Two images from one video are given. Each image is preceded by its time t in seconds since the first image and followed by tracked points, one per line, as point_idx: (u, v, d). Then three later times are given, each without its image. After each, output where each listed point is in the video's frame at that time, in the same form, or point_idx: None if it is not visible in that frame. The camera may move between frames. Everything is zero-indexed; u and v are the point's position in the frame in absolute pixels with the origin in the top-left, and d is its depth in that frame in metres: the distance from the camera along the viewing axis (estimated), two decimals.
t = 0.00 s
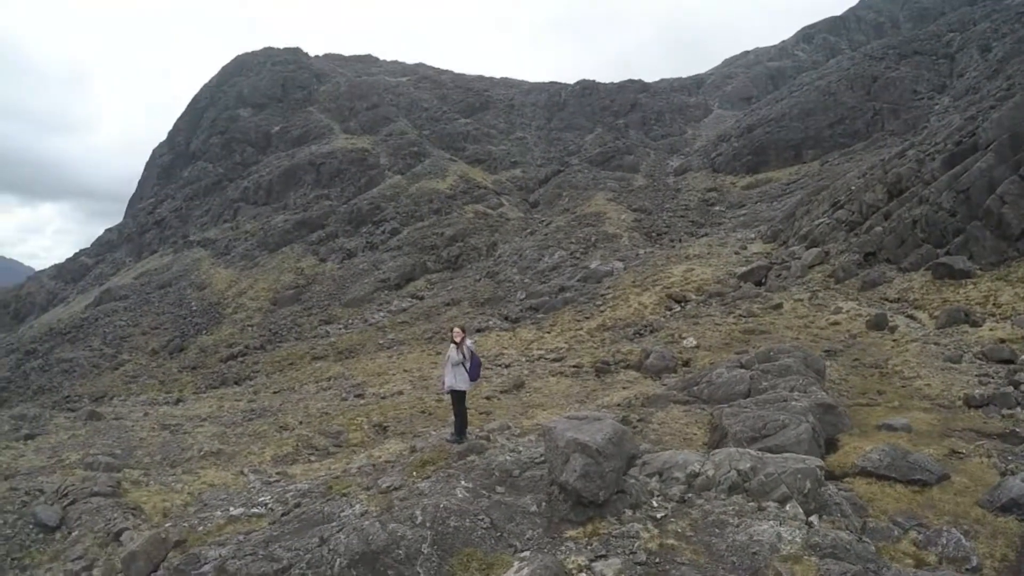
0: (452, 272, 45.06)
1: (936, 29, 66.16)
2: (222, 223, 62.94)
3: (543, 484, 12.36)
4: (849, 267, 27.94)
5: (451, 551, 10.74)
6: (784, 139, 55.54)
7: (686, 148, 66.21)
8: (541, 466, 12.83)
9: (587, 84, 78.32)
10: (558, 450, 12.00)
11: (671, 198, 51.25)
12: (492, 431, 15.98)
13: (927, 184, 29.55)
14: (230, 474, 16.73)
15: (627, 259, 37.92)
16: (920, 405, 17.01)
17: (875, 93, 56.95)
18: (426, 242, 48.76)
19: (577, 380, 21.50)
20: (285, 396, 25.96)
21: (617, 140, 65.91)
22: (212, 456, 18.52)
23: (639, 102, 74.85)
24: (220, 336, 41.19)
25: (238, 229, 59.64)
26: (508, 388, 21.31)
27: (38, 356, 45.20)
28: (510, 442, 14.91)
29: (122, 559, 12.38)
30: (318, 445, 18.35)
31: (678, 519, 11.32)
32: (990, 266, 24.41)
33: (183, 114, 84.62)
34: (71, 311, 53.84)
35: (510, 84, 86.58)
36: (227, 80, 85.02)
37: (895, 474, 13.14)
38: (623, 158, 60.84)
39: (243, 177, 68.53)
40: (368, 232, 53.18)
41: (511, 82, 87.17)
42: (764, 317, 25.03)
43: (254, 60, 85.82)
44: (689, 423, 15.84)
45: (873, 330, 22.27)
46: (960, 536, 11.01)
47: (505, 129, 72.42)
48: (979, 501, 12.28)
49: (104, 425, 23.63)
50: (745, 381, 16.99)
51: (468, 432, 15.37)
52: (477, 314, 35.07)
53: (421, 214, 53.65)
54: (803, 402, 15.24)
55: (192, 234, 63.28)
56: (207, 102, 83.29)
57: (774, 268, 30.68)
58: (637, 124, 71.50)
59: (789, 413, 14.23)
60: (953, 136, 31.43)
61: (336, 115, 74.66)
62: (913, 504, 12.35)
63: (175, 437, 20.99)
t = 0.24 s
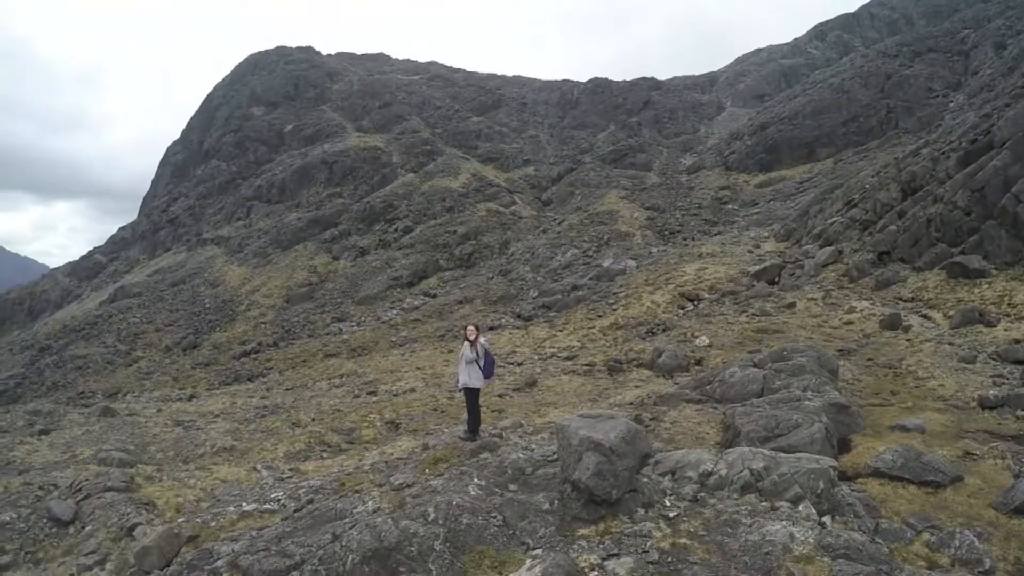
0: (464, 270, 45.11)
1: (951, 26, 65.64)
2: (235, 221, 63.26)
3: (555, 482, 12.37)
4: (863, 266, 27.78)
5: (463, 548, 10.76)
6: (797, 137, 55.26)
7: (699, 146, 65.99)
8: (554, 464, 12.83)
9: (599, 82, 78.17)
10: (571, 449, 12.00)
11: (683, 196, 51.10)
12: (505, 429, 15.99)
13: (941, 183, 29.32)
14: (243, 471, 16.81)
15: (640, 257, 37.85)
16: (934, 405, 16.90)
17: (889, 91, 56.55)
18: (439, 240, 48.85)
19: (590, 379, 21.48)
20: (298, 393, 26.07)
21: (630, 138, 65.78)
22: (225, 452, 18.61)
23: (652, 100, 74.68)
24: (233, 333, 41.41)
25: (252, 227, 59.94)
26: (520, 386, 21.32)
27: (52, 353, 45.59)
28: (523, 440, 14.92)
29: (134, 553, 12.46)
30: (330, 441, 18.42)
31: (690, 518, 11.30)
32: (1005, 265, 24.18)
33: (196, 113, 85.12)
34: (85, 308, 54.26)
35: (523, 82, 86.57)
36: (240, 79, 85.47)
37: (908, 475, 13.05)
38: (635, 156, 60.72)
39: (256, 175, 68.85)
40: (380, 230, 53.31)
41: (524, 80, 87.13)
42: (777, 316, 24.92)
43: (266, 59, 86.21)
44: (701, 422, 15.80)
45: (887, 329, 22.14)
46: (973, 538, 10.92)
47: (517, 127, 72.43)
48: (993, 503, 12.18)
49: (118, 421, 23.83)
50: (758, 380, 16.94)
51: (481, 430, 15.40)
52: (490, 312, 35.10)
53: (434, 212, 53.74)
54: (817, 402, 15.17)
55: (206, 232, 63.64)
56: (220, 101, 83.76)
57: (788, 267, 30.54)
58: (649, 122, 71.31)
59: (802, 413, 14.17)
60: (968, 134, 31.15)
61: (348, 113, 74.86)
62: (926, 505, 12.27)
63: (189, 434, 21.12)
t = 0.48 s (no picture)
0: (473, 267, 45.16)
1: (962, 22, 65.25)
2: (244, 218, 63.49)
3: (563, 479, 12.40)
4: (873, 265, 27.69)
5: (472, 545, 10.79)
6: (806, 135, 55.06)
7: (708, 144, 65.84)
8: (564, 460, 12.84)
9: (608, 79, 78.05)
10: (579, 446, 12.00)
11: (692, 193, 51.00)
12: (514, 426, 16.02)
13: (952, 181, 29.17)
14: (252, 466, 16.88)
15: (649, 254, 37.82)
16: (942, 405, 16.81)
17: (899, 88, 56.24)
18: (448, 237, 48.91)
19: (598, 376, 21.50)
20: (307, 389, 26.17)
21: (639, 135, 65.66)
22: (234, 448, 18.69)
23: (661, 97, 74.54)
24: (242, 330, 41.58)
25: (261, 224, 60.12)
26: (528, 383, 21.35)
27: (63, 349, 45.86)
28: (532, 437, 14.95)
29: (144, 549, 12.52)
30: (339, 437, 18.49)
31: (699, 516, 11.29)
32: (1016, 264, 24.04)
33: (206, 111, 85.42)
34: (95, 305, 54.54)
35: (531, 79, 86.53)
36: (248, 77, 85.70)
37: (916, 475, 12.99)
38: (644, 153, 60.63)
39: (265, 172, 69.07)
40: (389, 227, 53.42)
41: (532, 77, 87.08)
42: (786, 314, 24.86)
43: (275, 56, 86.42)
44: (710, 419, 15.79)
45: (897, 328, 22.05)
46: (980, 538, 10.86)
47: (526, 124, 72.41)
48: (1002, 503, 12.10)
49: (129, 416, 23.98)
50: (767, 378, 16.90)
51: (491, 426, 15.43)
52: (499, 309, 35.13)
53: (443, 209, 53.79)
54: (825, 400, 15.13)
55: (215, 229, 63.88)
56: (229, 99, 84.02)
57: (797, 265, 30.46)
58: (658, 119, 71.17)
59: (811, 411, 14.14)
60: (979, 131, 30.96)
61: (357, 110, 74.99)
62: (935, 505, 12.22)
63: (198, 430, 21.22)
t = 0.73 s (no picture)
0: (477, 266, 45.15)
1: (967, 21, 65.08)
2: (249, 217, 63.56)
3: (567, 478, 12.41)
4: (877, 264, 27.62)
5: (477, 543, 10.79)
6: (811, 133, 54.95)
7: (712, 142, 65.75)
8: (568, 459, 12.84)
9: (612, 78, 77.98)
10: (584, 444, 11.99)
11: (697, 192, 50.92)
12: (518, 424, 16.01)
13: (957, 179, 29.09)
14: (256, 465, 16.90)
15: (653, 253, 37.78)
16: (946, 405, 16.77)
17: (904, 86, 56.11)
18: (452, 236, 48.92)
19: (603, 375, 21.48)
20: (311, 388, 26.18)
21: (643, 134, 65.58)
22: (239, 447, 18.72)
23: (665, 96, 74.46)
24: (246, 329, 41.63)
25: (265, 223, 60.19)
26: (533, 382, 21.35)
27: (67, 348, 45.96)
28: (536, 436, 14.95)
29: (149, 547, 12.54)
30: (344, 436, 18.50)
31: (703, 516, 11.29)
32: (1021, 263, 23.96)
33: (210, 110, 85.55)
34: (100, 304, 54.63)
35: (536, 78, 86.50)
36: (252, 76, 85.79)
37: (920, 475, 12.96)
38: (648, 152, 60.58)
39: (269, 171, 69.14)
40: (393, 226, 53.44)
41: (537, 76, 87.06)
42: (790, 313, 24.81)
43: (279, 56, 86.50)
44: (714, 419, 15.77)
45: (901, 327, 22.00)
46: (984, 538, 10.82)
47: (530, 123, 72.41)
48: (1007, 502, 12.06)
49: (134, 415, 24.02)
50: (771, 378, 16.89)
51: (495, 425, 15.43)
52: (503, 308, 35.12)
53: (447, 208, 53.79)
54: (830, 400, 15.11)
55: (219, 228, 63.96)
56: (233, 98, 84.13)
57: (801, 264, 30.39)
58: (663, 118, 71.06)
59: (815, 411, 14.12)
60: (983, 130, 30.86)
61: (361, 109, 75.02)
62: (940, 505, 12.19)
63: (203, 428, 21.25)
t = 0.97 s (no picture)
0: (476, 265, 45.16)
1: (967, 21, 65.12)
2: (248, 216, 63.53)
3: (567, 477, 12.42)
4: (876, 264, 27.62)
5: (476, 543, 10.79)
6: (810, 133, 54.97)
7: (712, 142, 65.76)
8: (567, 458, 12.84)
9: (612, 77, 77.98)
10: (583, 443, 11.97)
11: (696, 192, 50.93)
12: (517, 424, 16.01)
13: (956, 179, 29.10)
14: (255, 464, 16.88)
15: (652, 253, 37.79)
16: (945, 404, 16.77)
17: (904, 86, 56.15)
18: (451, 235, 48.91)
19: (602, 374, 21.48)
20: (310, 387, 26.17)
21: (642, 133, 65.57)
22: (238, 446, 18.71)
23: (664, 96, 74.47)
24: (245, 327, 41.62)
25: (264, 222, 60.16)
26: (532, 381, 21.35)
27: (66, 347, 45.94)
28: (535, 435, 14.95)
29: (147, 546, 12.52)
30: (343, 436, 18.49)
31: (702, 515, 11.29)
32: (1020, 263, 23.97)
33: (209, 109, 85.49)
34: (99, 303, 54.58)
35: (535, 77, 86.49)
36: (251, 75, 85.73)
37: (919, 474, 12.96)
38: (648, 151, 60.59)
39: (268, 170, 69.08)
40: (393, 225, 53.44)
41: (536, 75, 87.06)
42: (789, 313, 24.82)
43: (279, 54, 86.43)
44: (713, 418, 15.77)
45: (900, 327, 22.01)
46: (983, 538, 10.82)
47: (530, 122, 72.42)
48: (1005, 502, 12.06)
49: (133, 414, 24.01)
50: (770, 377, 16.89)
51: (494, 424, 15.42)
52: (502, 307, 35.13)
53: (446, 207, 53.78)
54: (828, 399, 15.12)
55: (218, 227, 63.92)
56: (232, 97, 84.08)
57: (801, 264, 30.40)
58: (662, 117, 71.03)
59: (814, 410, 14.12)
60: (983, 130, 30.86)
61: (360, 108, 75.01)
62: (938, 505, 12.19)
63: (201, 427, 21.24)
